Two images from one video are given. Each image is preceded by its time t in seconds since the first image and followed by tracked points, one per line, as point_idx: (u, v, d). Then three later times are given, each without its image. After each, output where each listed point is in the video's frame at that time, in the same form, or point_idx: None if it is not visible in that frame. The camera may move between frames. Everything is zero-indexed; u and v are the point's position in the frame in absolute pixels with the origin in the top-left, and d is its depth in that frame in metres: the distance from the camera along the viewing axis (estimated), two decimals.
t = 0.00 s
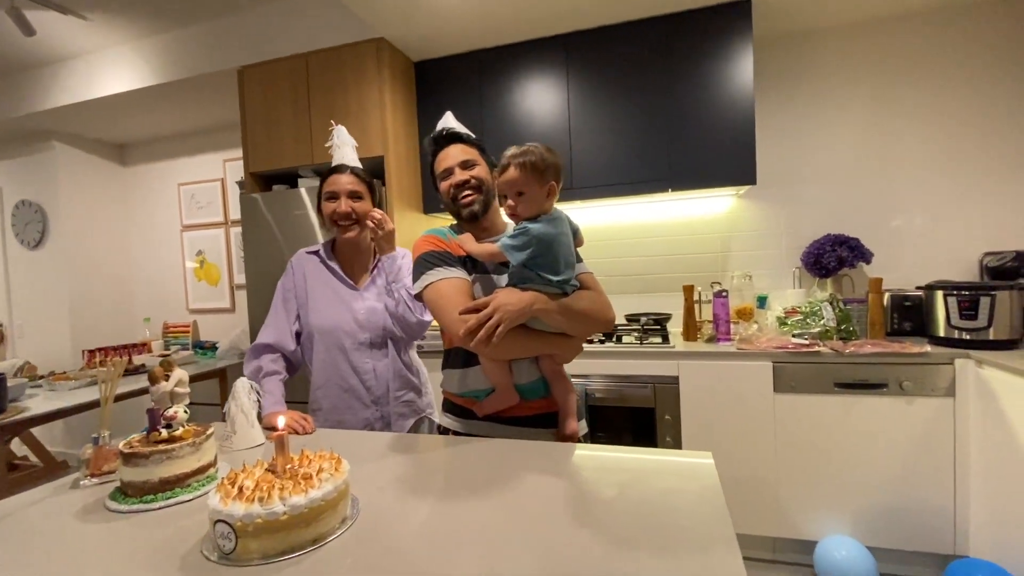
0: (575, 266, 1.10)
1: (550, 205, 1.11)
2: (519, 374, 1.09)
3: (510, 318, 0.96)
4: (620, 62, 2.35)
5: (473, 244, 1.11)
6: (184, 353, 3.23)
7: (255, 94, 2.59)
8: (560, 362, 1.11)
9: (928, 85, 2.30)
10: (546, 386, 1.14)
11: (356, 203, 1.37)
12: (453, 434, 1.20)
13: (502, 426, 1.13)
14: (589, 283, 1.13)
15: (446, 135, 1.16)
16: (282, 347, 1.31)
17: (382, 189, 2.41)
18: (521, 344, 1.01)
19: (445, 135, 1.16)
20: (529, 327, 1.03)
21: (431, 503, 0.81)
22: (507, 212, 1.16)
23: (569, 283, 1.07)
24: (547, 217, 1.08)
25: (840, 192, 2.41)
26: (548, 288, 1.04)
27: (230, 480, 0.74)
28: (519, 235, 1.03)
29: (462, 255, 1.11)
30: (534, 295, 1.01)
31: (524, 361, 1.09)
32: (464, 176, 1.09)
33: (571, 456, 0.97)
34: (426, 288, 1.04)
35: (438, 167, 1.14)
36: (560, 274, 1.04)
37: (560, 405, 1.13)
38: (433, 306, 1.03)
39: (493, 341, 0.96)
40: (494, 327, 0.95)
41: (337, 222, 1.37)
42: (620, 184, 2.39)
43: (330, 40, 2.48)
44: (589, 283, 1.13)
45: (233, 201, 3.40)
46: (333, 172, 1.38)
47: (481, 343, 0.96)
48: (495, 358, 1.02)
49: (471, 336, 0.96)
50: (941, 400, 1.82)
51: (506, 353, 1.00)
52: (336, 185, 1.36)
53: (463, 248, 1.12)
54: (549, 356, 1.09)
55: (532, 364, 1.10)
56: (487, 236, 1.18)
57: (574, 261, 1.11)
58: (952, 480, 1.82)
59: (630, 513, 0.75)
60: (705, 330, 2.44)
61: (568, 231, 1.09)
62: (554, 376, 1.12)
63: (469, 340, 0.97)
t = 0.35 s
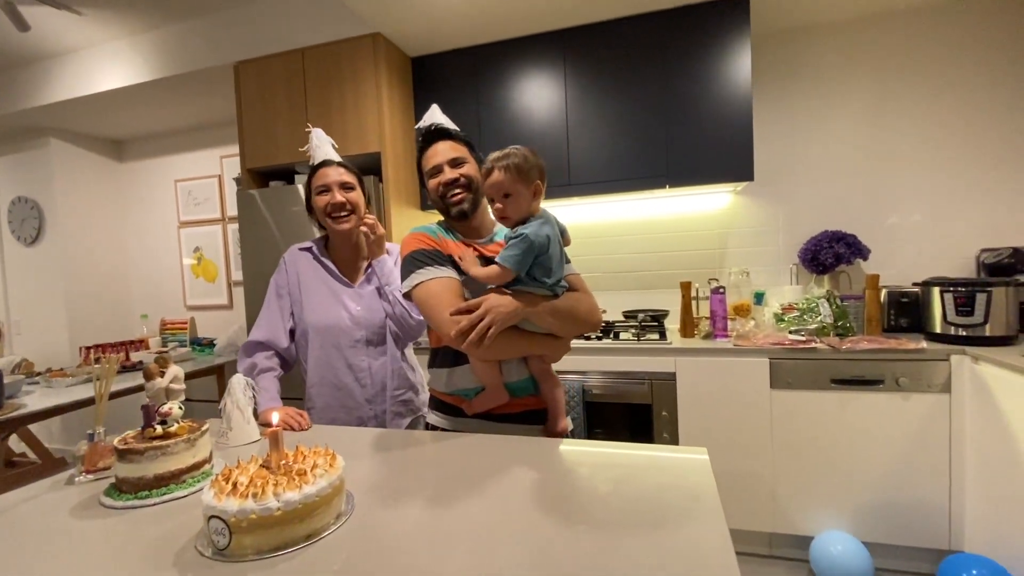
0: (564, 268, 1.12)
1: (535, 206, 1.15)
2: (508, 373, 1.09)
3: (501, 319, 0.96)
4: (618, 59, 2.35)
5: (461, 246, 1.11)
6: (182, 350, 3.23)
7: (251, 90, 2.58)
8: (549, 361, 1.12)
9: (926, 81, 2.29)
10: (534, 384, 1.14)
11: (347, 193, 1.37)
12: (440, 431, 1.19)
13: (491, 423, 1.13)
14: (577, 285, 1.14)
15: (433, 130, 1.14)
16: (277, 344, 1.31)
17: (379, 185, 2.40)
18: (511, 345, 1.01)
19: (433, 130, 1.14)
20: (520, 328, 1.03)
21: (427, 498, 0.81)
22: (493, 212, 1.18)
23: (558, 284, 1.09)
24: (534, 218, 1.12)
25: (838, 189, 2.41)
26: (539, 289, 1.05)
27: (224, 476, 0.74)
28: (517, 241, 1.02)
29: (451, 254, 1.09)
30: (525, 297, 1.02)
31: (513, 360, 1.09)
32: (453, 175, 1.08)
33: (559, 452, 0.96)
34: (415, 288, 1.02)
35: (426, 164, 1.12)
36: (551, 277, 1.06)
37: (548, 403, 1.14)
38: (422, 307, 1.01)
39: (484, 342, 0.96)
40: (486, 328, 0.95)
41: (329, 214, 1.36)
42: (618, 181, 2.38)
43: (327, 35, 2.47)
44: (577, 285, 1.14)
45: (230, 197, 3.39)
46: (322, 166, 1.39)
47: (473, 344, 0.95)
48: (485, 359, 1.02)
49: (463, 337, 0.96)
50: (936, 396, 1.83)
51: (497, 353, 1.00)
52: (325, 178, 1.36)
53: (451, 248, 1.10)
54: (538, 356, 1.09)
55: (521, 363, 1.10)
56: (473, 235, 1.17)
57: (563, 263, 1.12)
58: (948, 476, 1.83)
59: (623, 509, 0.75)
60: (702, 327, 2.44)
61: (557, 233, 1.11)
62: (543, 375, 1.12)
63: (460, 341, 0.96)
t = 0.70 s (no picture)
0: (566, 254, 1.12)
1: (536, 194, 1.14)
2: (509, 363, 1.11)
3: (504, 304, 0.96)
4: (619, 57, 2.35)
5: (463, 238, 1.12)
6: (183, 347, 3.23)
7: (252, 87, 2.59)
8: (550, 350, 1.13)
9: (927, 80, 2.29)
10: (534, 375, 1.15)
11: (338, 192, 1.36)
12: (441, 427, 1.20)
13: (491, 416, 1.14)
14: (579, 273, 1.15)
15: (434, 125, 1.15)
16: (277, 341, 1.32)
17: (380, 183, 2.40)
18: (513, 331, 1.02)
19: (434, 125, 1.15)
20: (521, 315, 1.04)
21: (428, 494, 0.82)
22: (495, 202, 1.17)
23: (561, 271, 1.10)
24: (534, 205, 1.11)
25: (838, 187, 2.41)
26: (542, 275, 1.06)
27: (227, 471, 0.75)
28: (521, 227, 1.02)
29: (454, 243, 1.11)
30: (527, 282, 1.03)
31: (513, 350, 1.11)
32: (456, 165, 1.10)
33: (557, 450, 0.97)
34: (418, 274, 1.03)
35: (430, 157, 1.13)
36: (553, 262, 1.07)
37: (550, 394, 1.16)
38: (425, 293, 1.01)
39: (488, 326, 0.97)
40: (489, 311, 0.95)
41: (323, 215, 1.36)
42: (619, 179, 2.38)
43: (328, 32, 2.47)
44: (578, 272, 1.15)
45: (231, 194, 3.40)
46: (314, 166, 1.38)
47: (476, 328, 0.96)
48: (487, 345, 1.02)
49: (466, 321, 0.96)
50: (935, 394, 1.84)
51: (500, 339, 1.00)
52: (317, 178, 1.36)
53: (454, 237, 1.12)
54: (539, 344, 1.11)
55: (522, 352, 1.12)
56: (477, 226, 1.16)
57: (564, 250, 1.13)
58: (946, 474, 1.83)
59: (619, 505, 0.76)
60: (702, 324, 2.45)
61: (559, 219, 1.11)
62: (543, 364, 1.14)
63: (463, 326, 0.96)
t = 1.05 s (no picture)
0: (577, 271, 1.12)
1: (550, 209, 1.15)
2: (518, 374, 1.09)
3: (510, 323, 0.98)
4: (624, 55, 2.34)
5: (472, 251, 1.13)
6: (187, 343, 3.25)
7: (258, 84, 2.59)
8: (561, 363, 1.11)
9: (933, 80, 2.28)
10: (545, 385, 1.14)
11: (341, 191, 1.36)
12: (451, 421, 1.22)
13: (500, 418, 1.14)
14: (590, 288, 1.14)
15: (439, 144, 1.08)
16: (283, 337, 1.33)
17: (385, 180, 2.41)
18: (521, 348, 1.02)
19: (438, 144, 1.08)
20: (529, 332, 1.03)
21: (433, 489, 0.82)
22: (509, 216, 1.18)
23: (570, 289, 1.09)
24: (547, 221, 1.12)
25: (843, 187, 2.41)
26: (551, 294, 1.05)
27: (236, 465, 0.76)
28: (530, 247, 1.03)
29: (464, 256, 1.11)
30: (535, 301, 1.03)
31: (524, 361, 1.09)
32: (466, 193, 1.07)
33: (561, 445, 0.98)
34: (429, 290, 1.06)
35: (439, 181, 1.09)
36: (562, 281, 1.07)
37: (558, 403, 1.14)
38: (435, 310, 1.03)
39: (493, 345, 0.98)
40: (495, 330, 0.97)
41: (327, 214, 1.37)
42: (624, 177, 2.38)
43: (333, 30, 2.47)
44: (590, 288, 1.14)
45: (236, 191, 3.41)
46: (318, 165, 1.38)
47: (482, 346, 0.97)
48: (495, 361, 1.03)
49: (473, 339, 0.98)
50: (940, 395, 1.83)
51: (506, 356, 1.01)
52: (321, 177, 1.36)
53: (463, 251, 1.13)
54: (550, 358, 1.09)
55: (532, 365, 1.10)
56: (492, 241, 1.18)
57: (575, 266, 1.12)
58: (950, 475, 1.83)
59: (625, 502, 0.76)
60: (706, 323, 2.45)
61: (569, 236, 1.11)
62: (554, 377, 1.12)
63: (470, 342, 0.98)
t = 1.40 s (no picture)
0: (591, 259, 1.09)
1: (562, 194, 1.14)
2: (532, 364, 1.10)
3: (520, 307, 0.98)
4: (631, 55, 2.34)
5: (488, 240, 1.14)
6: (193, 339, 3.27)
7: (266, 82, 2.60)
8: (577, 354, 1.11)
9: (942, 82, 2.27)
10: (560, 377, 1.13)
11: (358, 191, 1.37)
12: (469, 418, 1.23)
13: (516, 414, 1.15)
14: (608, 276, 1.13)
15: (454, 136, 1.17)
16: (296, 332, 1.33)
17: (391, 179, 2.42)
18: (532, 333, 1.03)
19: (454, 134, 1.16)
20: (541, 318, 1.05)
21: (443, 488, 0.83)
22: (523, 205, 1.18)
23: (583, 273, 1.07)
24: (558, 206, 1.11)
25: (850, 189, 2.40)
26: (564, 279, 1.05)
27: (248, 461, 0.76)
28: (538, 231, 1.02)
29: (481, 246, 1.13)
30: (547, 285, 1.03)
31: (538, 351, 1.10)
32: (479, 177, 1.11)
33: (567, 445, 0.98)
34: (445, 277, 1.08)
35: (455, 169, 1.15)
36: (573, 266, 1.05)
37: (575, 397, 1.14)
38: (449, 294, 1.06)
39: (502, 328, 0.99)
40: (505, 314, 0.98)
41: (344, 212, 1.38)
42: (630, 177, 2.38)
43: (341, 29, 2.48)
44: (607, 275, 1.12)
45: (242, 188, 3.42)
46: (335, 163, 1.38)
47: (491, 329, 0.99)
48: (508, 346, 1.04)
49: (483, 322, 1.00)
50: (946, 398, 1.83)
51: (516, 340, 1.03)
52: (337, 176, 1.36)
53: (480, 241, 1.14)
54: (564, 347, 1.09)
55: (547, 355, 1.10)
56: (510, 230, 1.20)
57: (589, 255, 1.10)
58: (956, 479, 1.83)
59: (632, 504, 0.77)
60: (711, 324, 2.44)
61: (581, 222, 1.09)
62: (570, 368, 1.12)
63: (480, 326, 1.00)
